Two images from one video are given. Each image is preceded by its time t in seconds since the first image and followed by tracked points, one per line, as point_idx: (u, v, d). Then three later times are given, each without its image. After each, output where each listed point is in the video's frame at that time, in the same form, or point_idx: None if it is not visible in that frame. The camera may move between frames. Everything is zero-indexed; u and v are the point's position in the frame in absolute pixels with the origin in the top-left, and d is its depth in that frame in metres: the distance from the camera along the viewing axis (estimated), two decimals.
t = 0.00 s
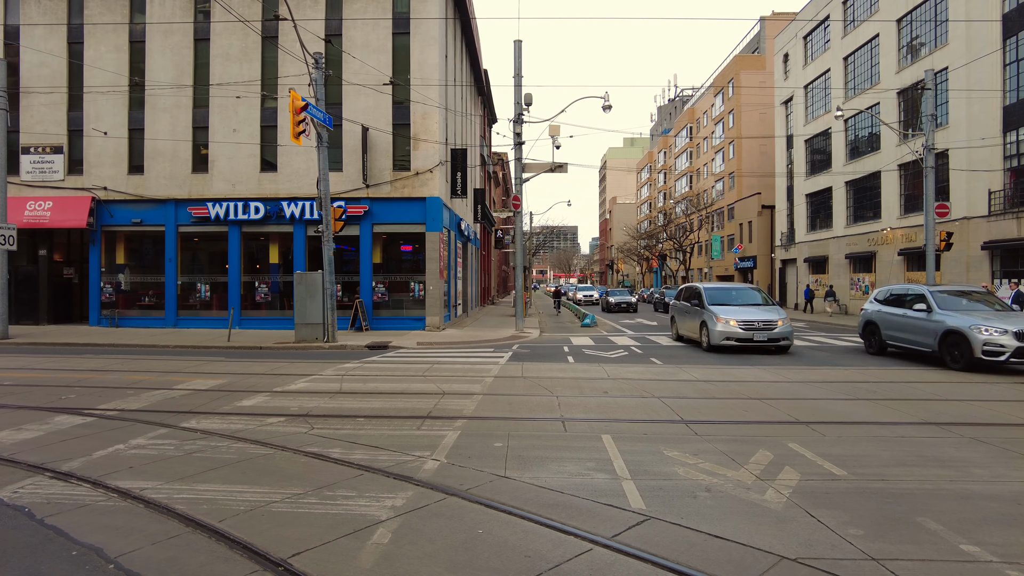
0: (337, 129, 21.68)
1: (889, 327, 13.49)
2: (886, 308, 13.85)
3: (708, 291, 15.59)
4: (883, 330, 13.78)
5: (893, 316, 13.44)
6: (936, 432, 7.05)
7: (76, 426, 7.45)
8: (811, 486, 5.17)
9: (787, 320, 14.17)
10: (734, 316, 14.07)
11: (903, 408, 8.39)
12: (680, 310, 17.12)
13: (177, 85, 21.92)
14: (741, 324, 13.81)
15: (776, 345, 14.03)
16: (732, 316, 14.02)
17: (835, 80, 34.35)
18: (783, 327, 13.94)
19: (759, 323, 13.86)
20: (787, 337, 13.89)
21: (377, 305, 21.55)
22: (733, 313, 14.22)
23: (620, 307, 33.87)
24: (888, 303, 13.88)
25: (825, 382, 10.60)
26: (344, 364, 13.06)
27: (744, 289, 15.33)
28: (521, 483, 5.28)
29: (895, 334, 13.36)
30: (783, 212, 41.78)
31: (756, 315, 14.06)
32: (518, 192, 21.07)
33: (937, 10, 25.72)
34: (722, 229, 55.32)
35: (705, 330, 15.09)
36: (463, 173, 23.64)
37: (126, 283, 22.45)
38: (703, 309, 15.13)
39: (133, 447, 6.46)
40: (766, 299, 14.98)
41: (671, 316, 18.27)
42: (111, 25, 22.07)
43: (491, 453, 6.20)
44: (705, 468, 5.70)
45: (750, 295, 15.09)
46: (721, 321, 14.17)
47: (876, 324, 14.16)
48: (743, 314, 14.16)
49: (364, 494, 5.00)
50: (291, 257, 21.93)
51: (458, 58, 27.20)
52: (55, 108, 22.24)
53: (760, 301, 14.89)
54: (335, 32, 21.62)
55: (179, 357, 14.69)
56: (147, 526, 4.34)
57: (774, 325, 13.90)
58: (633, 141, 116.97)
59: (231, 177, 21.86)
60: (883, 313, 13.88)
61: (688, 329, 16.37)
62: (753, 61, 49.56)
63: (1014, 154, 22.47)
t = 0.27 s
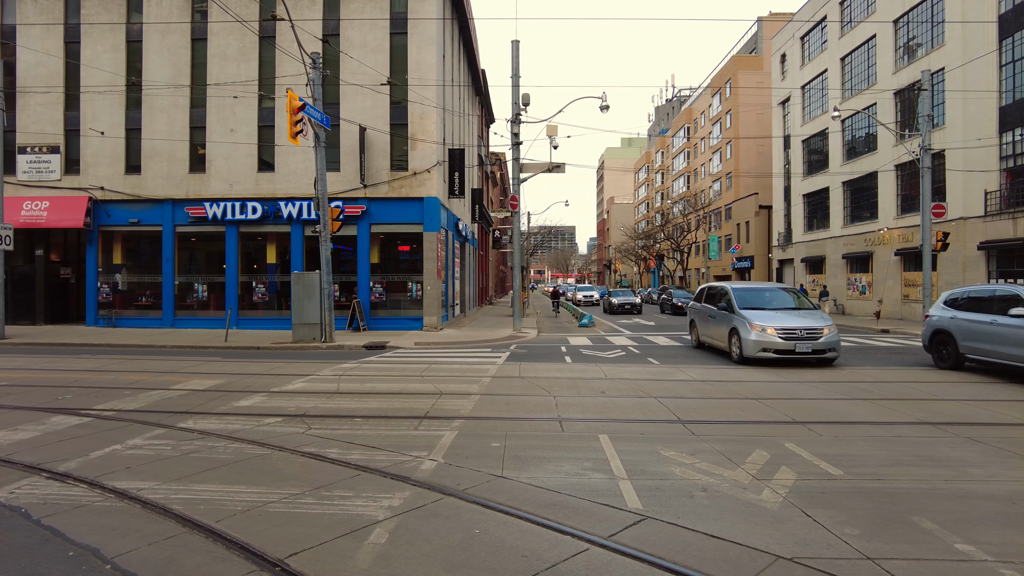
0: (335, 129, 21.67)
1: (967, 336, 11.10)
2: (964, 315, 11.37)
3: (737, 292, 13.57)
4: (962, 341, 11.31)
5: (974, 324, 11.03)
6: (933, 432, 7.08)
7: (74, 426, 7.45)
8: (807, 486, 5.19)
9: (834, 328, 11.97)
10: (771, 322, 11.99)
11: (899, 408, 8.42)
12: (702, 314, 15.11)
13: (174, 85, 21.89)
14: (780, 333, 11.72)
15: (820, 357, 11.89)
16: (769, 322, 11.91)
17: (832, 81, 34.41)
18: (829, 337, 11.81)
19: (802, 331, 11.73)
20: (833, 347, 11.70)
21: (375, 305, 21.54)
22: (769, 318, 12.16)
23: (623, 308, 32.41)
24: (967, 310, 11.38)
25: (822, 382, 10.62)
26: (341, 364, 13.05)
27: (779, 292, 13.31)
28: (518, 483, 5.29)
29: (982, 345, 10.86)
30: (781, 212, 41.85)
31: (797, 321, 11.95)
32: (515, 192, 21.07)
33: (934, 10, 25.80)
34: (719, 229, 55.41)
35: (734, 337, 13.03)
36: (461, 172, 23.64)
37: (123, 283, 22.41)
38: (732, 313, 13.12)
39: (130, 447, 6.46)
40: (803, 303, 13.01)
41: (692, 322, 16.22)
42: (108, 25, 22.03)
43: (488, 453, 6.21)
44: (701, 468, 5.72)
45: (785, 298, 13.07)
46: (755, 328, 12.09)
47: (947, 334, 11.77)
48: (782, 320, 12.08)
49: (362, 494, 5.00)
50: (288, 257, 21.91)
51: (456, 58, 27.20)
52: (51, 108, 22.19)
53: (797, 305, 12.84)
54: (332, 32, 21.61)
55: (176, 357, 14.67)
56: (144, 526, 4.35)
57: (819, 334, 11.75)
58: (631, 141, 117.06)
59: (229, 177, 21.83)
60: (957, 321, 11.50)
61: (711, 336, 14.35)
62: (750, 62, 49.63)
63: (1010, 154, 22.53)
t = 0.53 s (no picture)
0: (333, 129, 21.66)
1: None
2: None
3: (777, 292, 11.41)
4: None
5: None
6: (929, 432, 7.09)
7: (70, 426, 7.44)
8: (803, 486, 5.20)
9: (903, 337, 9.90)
10: (826, 329, 9.87)
11: (896, 408, 8.43)
12: (733, 318, 12.92)
13: (171, 85, 21.86)
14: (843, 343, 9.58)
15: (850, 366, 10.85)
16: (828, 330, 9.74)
17: (829, 81, 34.49)
18: (900, 347, 9.65)
19: (864, 339, 9.63)
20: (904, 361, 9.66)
21: (372, 305, 21.54)
22: (823, 324, 10.02)
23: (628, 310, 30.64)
24: None
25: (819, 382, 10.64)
26: (339, 364, 13.04)
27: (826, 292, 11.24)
28: (515, 483, 5.30)
29: None
30: (778, 212, 41.93)
31: (857, 328, 9.85)
32: (513, 192, 21.07)
33: (931, 11, 25.88)
34: (717, 229, 55.48)
35: (778, 347, 10.85)
36: (458, 173, 23.63)
37: (120, 283, 22.37)
38: (774, 316, 10.95)
39: (127, 447, 6.46)
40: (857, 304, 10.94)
41: (718, 326, 14.04)
42: (105, 25, 21.98)
43: (485, 453, 6.22)
44: (698, 468, 5.73)
45: (836, 300, 10.94)
46: (807, 336, 9.94)
47: None
48: (839, 326, 9.92)
49: (359, 494, 5.01)
50: (286, 257, 21.89)
51: (453, 58, 27.19)
52: (48, 108, 22.14)
53: (850, 308, 10.71)
54: (330, 32, 21.59)
55: (173, 357, 14.67)
56: (141, 527, 4.34)
57: (886, 344, 9.63)
58: (629, 141, 117.14)
59: (226, 177, 21.80)
60: None
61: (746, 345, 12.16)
62: (748, 62, 49.71)
63: (1006, 155, 22.59)
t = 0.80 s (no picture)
0: (330, 129, 21.64)
1: None
2: None
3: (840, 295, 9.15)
4: None
5: None
6: (925, 432, 7.11)
7: (67, 426, 7.43)
8: (801, 485, 5.21)
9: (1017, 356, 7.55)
10: (917, 343, 7.56)
11: (893, 408, 8.44)
12: (779, 325, 10.63)
13: (168, 85, 21.81)
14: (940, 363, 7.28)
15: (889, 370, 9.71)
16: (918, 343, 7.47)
17: (827, 82, 34.57)
18: (1016, 368, 7.33)
19: (969, 358, 7.32)
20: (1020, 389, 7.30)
21: (369, 305, 21.52)
22: (911, 335, 7.72)
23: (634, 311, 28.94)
24: None
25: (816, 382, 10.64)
26: (336, 364, 13.04)
27: (902, 297, 9.01)
28: (512, 483, 5.30)
29: None
30: (775, 212, 42.00)
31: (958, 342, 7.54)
32: (511, 192, 21.07)
33: (928, 12, 25.92)
34: (714, 229, 55.54)
35: (845, 366, 8.58)
36: (456, 172, 23.62)
37: (117, 283, 22.32)
38: (838, 326, 8.72)
39: (124, 447, 6.45)
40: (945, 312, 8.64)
41: (756, 335, 11.83)
42: (102, 24, 21.92)
43: (483, 453, 6.22)
44: (696, 468, 5.73)
45: (913, 305, 8.76)
46: (891, 352, 7.63)
47: None
48: (933, 339, 7.62)
49: (356, 494, 5.00)
50: (283, 257, 21.86)
51: (451, 58, 27.14)
52: (44, 107, 22.07)
53: (933, 314, 8.50)
54: (327, 31, 21.57)
55: (170, 357, 14.65)
56: (137, 527, 4.33)
57: (998, 364, 7.28)
58: (626, 141, 117.20)
59: (223, 177, 21.76)
60: None
61: (798, 358, 9.87)
62: (745, 62, 49.78)
63: (1003, 155, 22.65)
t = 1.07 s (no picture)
0: (328, 129, 21.62)
1: None
2: None
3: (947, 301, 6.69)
4: None
5: None
6: (922, 431, 7.13)
7: (65, 426, 7.41)
8: (798, 485, 5.22)
9: None
10: None
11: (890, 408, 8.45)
12: (850, 337, 8.08)
13: (165, 84, 21.77)
14: None
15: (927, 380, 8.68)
16: None
17: (824, 82, 34.64)
18: None
19: None
20: None
21: (367, 305, 21.51)
22: None
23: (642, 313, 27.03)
24: None
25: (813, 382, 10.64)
26: (334, 364, 13.02)
27: None
28: (510, 483, 5.30)
29: None
30: (772, 212, 42.07)
31: None
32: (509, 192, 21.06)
33: (925, 12, 25.97)
34: (712, 229, 55.60)
35: (963, 401, 6.15)
36: (454, 172, 23.62)
37: (114, 282, 22.26)
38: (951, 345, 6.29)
39: (121, 447, 6.44)
40: None
41: (807, 347, 9.41)
42: (99, 23, 21.87)
43: (480, 453, 6.22)
44: (693, 468, 5.74)
45: None
46: None
47: None
48: None
49: (354, 494, 5.00)
50: (280, 257, 21.83)
51: (449, 57, 27.16)
52: (41, 107, 22.01)
53: None
54: (325, 31, 21.55)
55: (167, 357, 14.64)
56: (134, 527, 4.32)
57: None
58: (624, 141, 117.22)
59: (221, 176, 21.73)
60: None
61: (885, 383, 7.30)
62: (743, 62, 49.86)
63: (999, 155, 22.70)
